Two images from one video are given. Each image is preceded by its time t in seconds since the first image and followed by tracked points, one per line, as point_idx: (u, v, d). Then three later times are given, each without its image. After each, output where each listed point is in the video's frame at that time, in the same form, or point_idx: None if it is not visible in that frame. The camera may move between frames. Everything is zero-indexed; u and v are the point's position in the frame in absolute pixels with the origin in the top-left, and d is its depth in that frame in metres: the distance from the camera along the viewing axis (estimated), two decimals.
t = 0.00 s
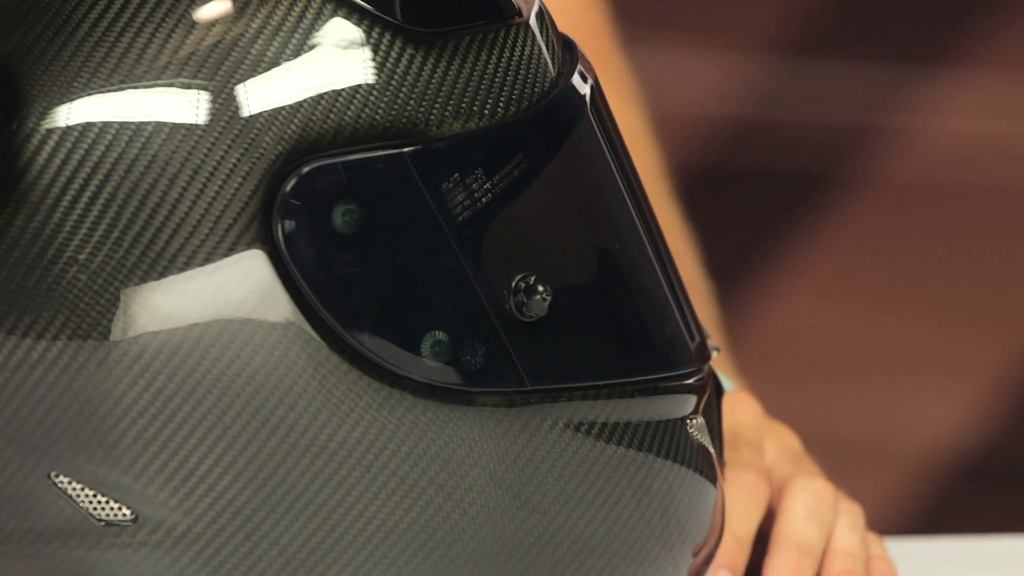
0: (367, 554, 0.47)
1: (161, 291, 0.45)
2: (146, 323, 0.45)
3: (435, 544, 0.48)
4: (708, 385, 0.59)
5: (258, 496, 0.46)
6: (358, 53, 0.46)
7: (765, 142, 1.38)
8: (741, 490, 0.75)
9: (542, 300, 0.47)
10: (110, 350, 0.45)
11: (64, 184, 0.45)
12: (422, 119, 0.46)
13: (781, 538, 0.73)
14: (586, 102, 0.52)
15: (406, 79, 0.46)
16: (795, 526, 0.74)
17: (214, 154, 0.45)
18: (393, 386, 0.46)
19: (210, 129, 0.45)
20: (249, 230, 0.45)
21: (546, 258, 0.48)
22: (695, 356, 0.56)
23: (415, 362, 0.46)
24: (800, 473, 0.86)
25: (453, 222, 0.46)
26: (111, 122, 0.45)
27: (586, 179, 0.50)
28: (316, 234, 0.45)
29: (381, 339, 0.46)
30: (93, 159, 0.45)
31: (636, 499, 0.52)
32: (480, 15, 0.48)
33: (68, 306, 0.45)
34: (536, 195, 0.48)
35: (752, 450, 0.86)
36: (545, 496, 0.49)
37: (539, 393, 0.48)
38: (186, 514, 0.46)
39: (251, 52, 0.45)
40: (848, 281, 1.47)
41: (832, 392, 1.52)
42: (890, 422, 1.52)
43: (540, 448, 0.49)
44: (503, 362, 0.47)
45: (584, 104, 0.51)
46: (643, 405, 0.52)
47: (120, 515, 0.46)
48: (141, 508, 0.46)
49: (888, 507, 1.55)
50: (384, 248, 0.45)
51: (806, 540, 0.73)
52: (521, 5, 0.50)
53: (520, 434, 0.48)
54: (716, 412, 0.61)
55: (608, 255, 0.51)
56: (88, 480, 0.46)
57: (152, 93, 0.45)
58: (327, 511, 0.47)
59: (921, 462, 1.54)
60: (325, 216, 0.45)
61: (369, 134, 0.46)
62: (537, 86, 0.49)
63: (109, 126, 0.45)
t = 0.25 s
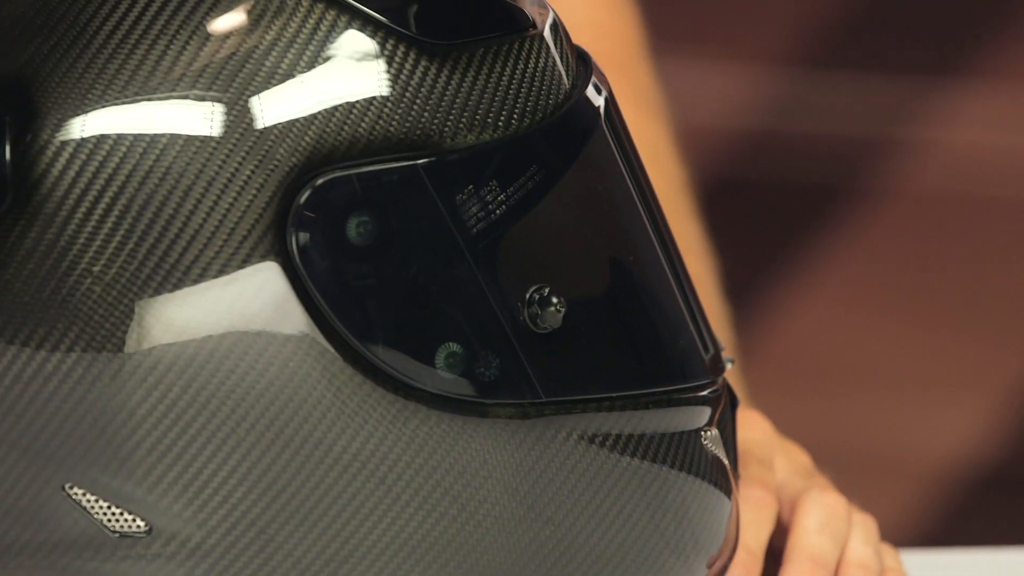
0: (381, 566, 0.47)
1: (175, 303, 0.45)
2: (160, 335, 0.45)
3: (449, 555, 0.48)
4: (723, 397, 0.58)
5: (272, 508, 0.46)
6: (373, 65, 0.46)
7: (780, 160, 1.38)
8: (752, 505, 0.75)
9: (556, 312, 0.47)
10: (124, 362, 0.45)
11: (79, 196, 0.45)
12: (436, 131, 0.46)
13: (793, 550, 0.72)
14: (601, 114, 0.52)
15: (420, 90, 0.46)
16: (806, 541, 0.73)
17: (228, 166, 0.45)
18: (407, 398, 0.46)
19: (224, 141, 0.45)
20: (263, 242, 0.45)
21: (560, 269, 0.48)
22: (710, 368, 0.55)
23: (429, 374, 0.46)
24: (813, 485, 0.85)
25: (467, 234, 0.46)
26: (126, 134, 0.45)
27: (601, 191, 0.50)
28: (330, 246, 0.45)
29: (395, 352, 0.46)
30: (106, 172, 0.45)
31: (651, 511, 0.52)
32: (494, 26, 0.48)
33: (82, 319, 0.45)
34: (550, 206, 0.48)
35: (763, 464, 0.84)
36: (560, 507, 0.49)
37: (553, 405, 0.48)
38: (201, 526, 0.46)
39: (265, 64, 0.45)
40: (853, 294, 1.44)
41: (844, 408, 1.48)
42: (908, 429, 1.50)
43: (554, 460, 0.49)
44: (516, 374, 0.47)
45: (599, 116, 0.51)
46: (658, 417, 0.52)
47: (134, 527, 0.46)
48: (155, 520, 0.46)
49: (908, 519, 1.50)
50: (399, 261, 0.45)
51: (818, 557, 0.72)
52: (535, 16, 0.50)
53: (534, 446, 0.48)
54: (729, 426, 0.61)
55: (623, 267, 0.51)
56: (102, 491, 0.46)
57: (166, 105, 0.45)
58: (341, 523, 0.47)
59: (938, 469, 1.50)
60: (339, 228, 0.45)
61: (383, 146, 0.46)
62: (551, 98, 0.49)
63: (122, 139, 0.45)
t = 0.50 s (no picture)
0: None
1: (185, 314, 0.45)
2: (170, 345, 0.45)
3: (460, 566, 0.48)
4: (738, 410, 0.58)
5: (283, 518, 0.46)
6: (383, 76, 0.46)
7: (796, 173, 1.32)
8: (766, 516, 0.75)
9: (567, 323, 0.47)
10: (134, 373, 0.45)
11: (87, 208, 0.45)
12: (446, 142, 0.46)
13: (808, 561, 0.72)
14: (614, 124, 0.51)
15: (431, 101, 0.46)
16: (821, 552, 0.73)
17: (238, 177, 0.45)
18: (417, 409, 0.46)
19: (235, 152, 0.45)
20: (273, 253, 0.45)
21: (572, 280, 0.48)
22: (725, 380, 0.55)
23: (440, 385, 0.46)
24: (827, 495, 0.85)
25: (477, 246, 0.46)
26: (135, 145, 0.45)
27: (613, 201, 0.50)
28: (340, 257, 0.45)
29: (406, 363, 0.46)
30: (116, 182, 0.45)
31: (662, 523, 0.52)
32: (505, 37, 0.48)
33: (92, 330, 0.45)
34: (561, 218, 0.48)
35: (775, 476, 0.85)
36: (571, 518, 0.49)
37: (564, 416, 0.48)
38: (211, 537, 0.46)
39: (275, 75, 0.45)
40: (878, 304, 1.36)
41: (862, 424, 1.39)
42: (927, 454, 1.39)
43: (566, 471, 0.49)
44: (526, 385, 0.47)
45: (612, 126, 0.51)
46: (671, 429, 0.52)
47: (144, 538, 0.46)
48: (164, 531, 0.46)
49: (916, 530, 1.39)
50: (409, 272, 0.45)
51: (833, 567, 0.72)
52: (546, 27, 0.50)
53: (545, 457, 0.48)
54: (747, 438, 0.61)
55: (635, 278, 0.50)
56: (111, 502, 0.46)
57: (177, 116, 0.45)
58: (352, 533, 0.47)
59: (952, 490, 1.40)
60: (349, 239, 0.45)
61: (393, 157, 0.46)
62: (563, 109, 0.49)
63: (133, 149, 0.45)
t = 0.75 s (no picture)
0: None
1: (200, 327, 0.45)
2: (185, 359, 0.45)
3: None
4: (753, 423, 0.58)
5: (298, 532, 0.46)
6: (398, 90, 0.45)
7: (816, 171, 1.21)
8: (782, 529, 0.75)
9: (582, 337, 0.47)
10: (149, 386, 0.45)
11: (102, 221, 0.45)
12: (461, 156, 0.46)
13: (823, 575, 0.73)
14: (628, 138, 0.52)
15: (446, 115, 0.46)
16: (836, 565, 0.73)
17: (253, 190, 0.45)
18: (432, 423, 0.46)
19: (250, 166, 0.45)
20: (287, 266, 0.45)
21: (586, 294, 0.48)
22: (741, 394, 0.55)
23: (455, 399, 0.46)
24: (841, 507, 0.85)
25: (492, 260, 0.46)
26: (150, 159, 0.45)
27: (627, 215, 0.50)
28: (355, 271, 0.45)
29: (421, 378, 0.46)
30: (132, 196, 0.45)
31: (678, 537, 0.52)
32: (519, 51, 0.48)
33: (107, 343, 0.45)
34: (575, 231, 0.48)
35: (789, 490, 0.86)
36: (586, 532, 0.49)
37: (579, 430, 0.48)
38: (226, 550, 0.46)
39: (290, 88, 0.45)
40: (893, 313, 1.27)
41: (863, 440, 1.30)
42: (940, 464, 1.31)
43: (581, 485, 0.48)
44: (541, 399, 0.47)
45: (626, 139, 0.51)
46: (685, 443, 0.52)
47: (159, 551, 0.46)
48: (179, 544, 0.46)
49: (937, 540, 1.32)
50: (424, 286, 0.45)
51: None
52: (560, 40, 0.50)
53: (560, 470, 0.48)
54: (761, 453, 0.60)
55: (648, 291, 0.50)
56: (126, 516, 0.46)
57: (192, 129, 0.45)
58: (367, 547, 0.47)
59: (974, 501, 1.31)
60: (363, 253, 0.45)
61: (407, 171, 0.46)
62: (578, 122, 0.49)
63: (148, 163, 0.45)
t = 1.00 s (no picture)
0: None
1: (213, 340, 0.45)
2: (199, 372, 0.45)
3: None
4: (767, 437, 0.58)
5: (310, 545, 0.46)
6: (411, 104, 0.46)
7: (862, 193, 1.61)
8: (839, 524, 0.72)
9: (594, 351, 0.47)
10: (163, 400, 0.45)
11: (115, 235, 0.45)
12: (474, 170, 0.46)
13: None
14: (642, 151, 0.52)
15: (459, 129, 0.46)
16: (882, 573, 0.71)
17: (266, 204, 0.45)
18: (445, 436, 0.46)
19: (263, 180, 0.45)
20: (301, 280, 0.45)
21: (599, 308, 0.48)
22: (754, 408, 0.55)
23: (468, 413, 0.46)
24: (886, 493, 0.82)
25: (505, 273, 0.46)
26: (163, 172, 0.45)
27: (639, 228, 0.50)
28: (368, 285, 0.45)
29: (433, 391, 0.46)
30: (143, 209, 0.45)
31: (693, 552, 0.52)
32: (533, 64, 0.48)
33: (120, 357, 0.45)
34: (588, 246, 0.48)
35: (877, 461, 0.79)
36: (599, 545, 0.49)
37: (591, 444, 0.48)
38: (239, 563, 0.46)
39: (303, 102, 0.45)
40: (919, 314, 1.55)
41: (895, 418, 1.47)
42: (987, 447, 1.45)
43: (593, 498, 0.49)
44: (553, 413, 0.47)
45: (640, 154, 0.51)
46: (698, 457, 0.52)
47: (171, 565, 0.46)
48: (192, 558, 0.46)
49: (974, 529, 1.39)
50: (437, 299, 0.45)
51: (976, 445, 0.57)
52: (573, 53, 0.50)
53: (573, 484, 0.48)
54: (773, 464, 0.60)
55: (662, 304, 0.50)
56: (138, 529, 0.46)
57: (205, 143, 0.45)
58: (379, 561, 0.47)
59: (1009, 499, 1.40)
60: (376, 266, 0.45)
61: (420, 185, 0.46)
62: (591, 136, 0.49)
63: (160, 177, 0.45)
